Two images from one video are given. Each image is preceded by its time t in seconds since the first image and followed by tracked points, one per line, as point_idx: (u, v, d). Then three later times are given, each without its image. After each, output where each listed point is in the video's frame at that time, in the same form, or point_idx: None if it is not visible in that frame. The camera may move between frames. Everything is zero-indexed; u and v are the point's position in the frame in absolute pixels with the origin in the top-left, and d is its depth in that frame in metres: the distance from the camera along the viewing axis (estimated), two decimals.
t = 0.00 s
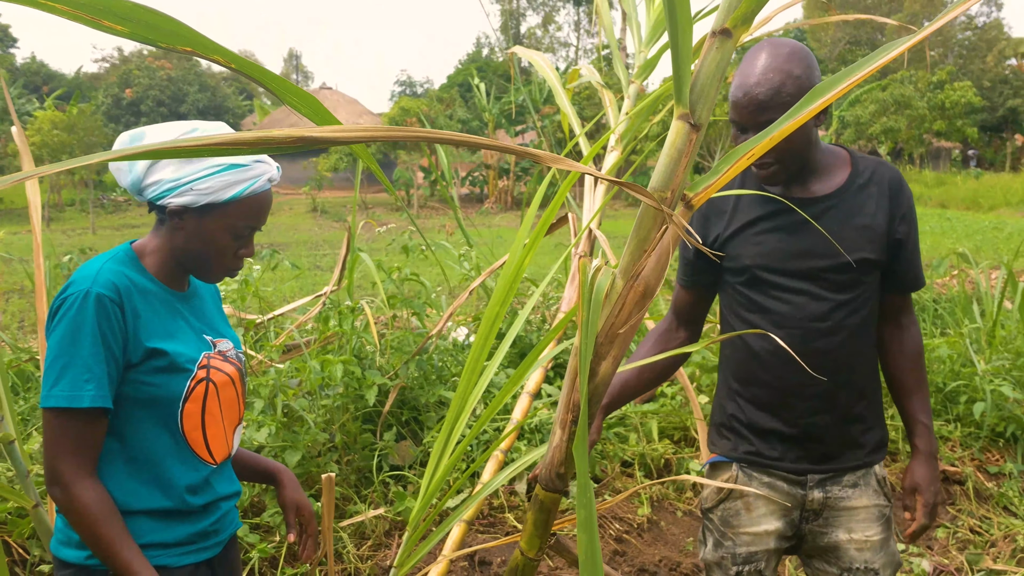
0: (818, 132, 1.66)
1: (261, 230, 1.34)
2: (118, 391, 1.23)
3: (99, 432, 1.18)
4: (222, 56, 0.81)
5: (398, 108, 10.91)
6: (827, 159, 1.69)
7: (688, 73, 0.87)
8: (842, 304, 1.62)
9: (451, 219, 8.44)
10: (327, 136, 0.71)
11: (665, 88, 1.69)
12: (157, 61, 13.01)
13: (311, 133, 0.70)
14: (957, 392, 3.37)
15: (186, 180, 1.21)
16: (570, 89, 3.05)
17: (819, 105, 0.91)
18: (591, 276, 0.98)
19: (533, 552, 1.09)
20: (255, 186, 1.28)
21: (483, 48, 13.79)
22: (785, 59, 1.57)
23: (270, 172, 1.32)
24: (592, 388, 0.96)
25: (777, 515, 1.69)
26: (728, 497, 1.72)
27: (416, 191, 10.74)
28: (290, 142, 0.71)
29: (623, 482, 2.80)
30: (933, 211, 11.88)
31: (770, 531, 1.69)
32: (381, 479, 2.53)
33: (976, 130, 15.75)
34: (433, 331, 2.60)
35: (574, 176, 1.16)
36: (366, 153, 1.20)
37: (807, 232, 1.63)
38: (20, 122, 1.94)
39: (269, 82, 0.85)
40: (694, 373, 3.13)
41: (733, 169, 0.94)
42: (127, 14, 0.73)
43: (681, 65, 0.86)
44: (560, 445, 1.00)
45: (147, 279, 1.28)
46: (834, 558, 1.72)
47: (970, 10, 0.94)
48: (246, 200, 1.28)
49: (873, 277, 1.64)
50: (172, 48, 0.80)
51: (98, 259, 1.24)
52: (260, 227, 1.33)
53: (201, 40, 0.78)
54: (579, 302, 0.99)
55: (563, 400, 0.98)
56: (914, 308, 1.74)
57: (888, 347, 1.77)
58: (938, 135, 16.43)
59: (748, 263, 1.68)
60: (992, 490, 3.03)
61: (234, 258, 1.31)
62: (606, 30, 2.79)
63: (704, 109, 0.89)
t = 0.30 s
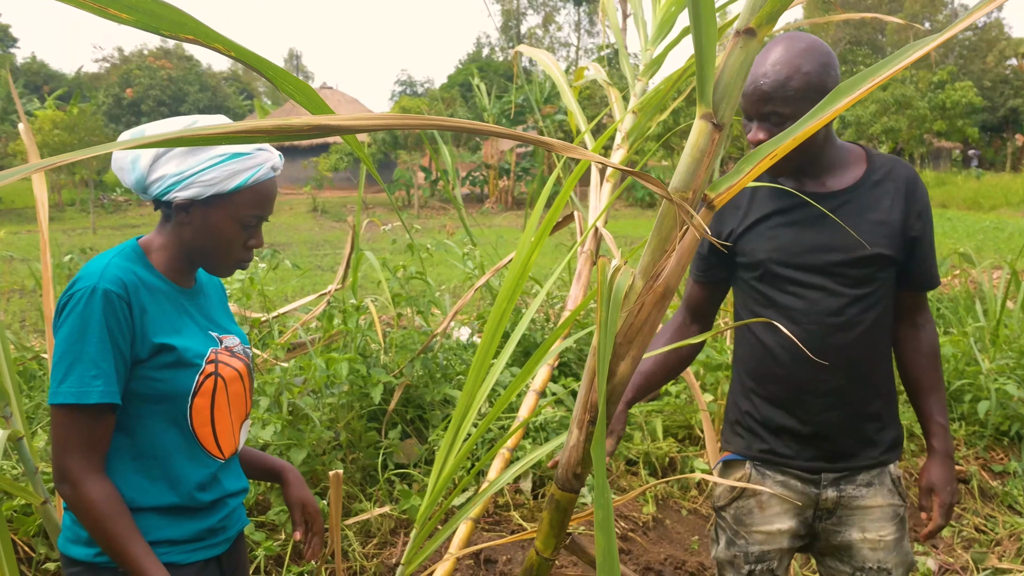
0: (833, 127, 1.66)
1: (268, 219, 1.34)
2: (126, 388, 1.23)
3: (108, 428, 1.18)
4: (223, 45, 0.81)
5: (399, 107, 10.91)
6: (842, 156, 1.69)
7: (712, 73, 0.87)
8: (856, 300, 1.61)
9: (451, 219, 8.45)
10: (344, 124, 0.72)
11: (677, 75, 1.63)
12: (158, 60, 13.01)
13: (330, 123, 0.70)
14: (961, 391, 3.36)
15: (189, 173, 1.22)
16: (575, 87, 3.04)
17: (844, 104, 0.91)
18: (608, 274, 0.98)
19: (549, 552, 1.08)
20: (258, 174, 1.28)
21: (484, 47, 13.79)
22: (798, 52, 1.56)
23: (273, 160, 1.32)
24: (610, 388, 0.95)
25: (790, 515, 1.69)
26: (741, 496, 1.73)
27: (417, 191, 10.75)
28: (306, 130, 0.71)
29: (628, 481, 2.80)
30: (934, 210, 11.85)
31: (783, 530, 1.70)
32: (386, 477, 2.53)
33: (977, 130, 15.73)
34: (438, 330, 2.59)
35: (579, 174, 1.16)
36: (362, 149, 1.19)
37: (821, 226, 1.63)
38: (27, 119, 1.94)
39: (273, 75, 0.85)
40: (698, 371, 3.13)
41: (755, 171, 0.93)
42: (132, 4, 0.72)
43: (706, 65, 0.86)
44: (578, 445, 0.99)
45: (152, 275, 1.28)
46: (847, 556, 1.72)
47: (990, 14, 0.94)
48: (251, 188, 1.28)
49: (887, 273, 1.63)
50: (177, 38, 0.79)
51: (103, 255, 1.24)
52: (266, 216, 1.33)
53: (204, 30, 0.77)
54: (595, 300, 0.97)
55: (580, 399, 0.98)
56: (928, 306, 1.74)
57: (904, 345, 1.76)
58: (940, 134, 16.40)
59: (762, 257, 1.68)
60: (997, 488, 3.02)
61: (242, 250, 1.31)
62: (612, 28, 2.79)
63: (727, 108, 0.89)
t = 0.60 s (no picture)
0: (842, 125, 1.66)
1: (266, 217, 1.34)
2: (126, 385, 1.23)
3: (108, 425, 1.18)
4: (231, 42, 0.81)
5: (399, 107, 10.91)
6: (850, 153, 1.69)
7: (722, 69, 0.87)
8: (862, 297, 1.61)
9: (451, 219, 8.46)
10: (355, 126, 0.72)
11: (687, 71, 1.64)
12: (157, 60, 13.02)
13: (343, 124, 0.71)
14: (962, 390, 3.36)
15: (187, 169, 1.22)
16: (576, 86, 3.04)
17: (853, 103, 0.91)
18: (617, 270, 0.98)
19: (555, 547, 1.08)
20: (256, 173, 1.28)
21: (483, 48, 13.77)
22: (809, 47, 1.56)
23: (272, 159, 1.31)
24: (618, 384, 0.96)
25: (795, 512, 1.70)
26: (745, 493, 1.73)
27: (416, 191, 10.75)
28: (318, 131, 0.71)
29: (630, 479, 2.80)
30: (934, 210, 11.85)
31: (788, 528, 1.70)
32: (388, 476, 2.53)
33: (977, 130, 15.74)
34: (439, 328, 2.59)
35: (579, 174, 1.16)
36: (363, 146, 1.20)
37: (828, 222, 1.63)
38: (30, 116, 1.94)
39: (279, 71, 0.85)
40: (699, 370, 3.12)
41: (765, 168, 0.93)
42: (143, 2, 0.72)
43: (717, 61, 0.85)
44: (586, 440, 1.00)
45: (151, 272, 1.28)
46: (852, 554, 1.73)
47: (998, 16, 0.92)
48: (248, 187, 1.27)
49: (894, 271, 1.63)
50: (187, 35, 0.79)
51: (101, 254, 1.24)
52: (264, 215, 1.33)
53: (213, 27, 0.77)
54: (603, 295, 0.97)
55: (588, 395, 0.99)
56: (933, 306, 1.74)
57: (909, 346, 1.76)
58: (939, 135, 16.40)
59: (768, 253, 1.68)
60: (998, 487, 3.02)
61: (238, 247, 1.31)
62: (614, 27, 2.78)
63: (738, 106, 0.89)
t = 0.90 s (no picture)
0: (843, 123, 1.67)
1: (265, 215, 1.34)
2: (129, 383, 1.24)
3: (112, 424, 1.19)
4: (244, 43, 0.82)
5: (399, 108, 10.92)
6: (850, 152, 1.70)
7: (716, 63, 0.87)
8: (863, 295, 1.62)
9: (451, 219, 8.47)
10: (360, 121, 0.73)
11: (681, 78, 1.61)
12: (157, 60, 13.03)
13: (348, 120, 0.71)
14: (962, 389, 3.37)
15: (184, 170, 1.22)
16: (576, 87, 3.05)
17: (844, 96, 0.92)
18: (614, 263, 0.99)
19: (554, 539, 1.09)
20: (254, 172, 1.28)
21: (482, 48, 13.77)
22: (820, 45, 1.57)
23: (271, 158, 1.32)
24: (615, 376, 0.96)
25: (795, 511, 1.70)
26: (746, 492, 1.73)
27: (416, 191, 10.76)
28: (323, 127, 0.71)
29: (630, 478, 2.80)
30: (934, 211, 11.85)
31: (788, 526, 1.70)
32: (388, 474, 2.53)
33: (977, 130, 15.75)
34: (440, 327, 2.59)
35: (582, 175, 1.16)
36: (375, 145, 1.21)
37: (829, 220, 1.64)
38: (31, 116, 1.94)
39: (289, 70, 0.86)
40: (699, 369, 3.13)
41: (760, 160, 0.94)
42: (156, 3, 0.73)
43: (711, 54, 0.86)
44: (583, 432, 1.00)
45: (154, 270, 1.28)
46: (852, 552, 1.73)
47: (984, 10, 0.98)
48: (246, 186, 1.28)
49: (893, 269, 1.64)
50: (199, 36, 0.80)
51: (104, 253, 1.24)
52: (263, 212, 1.34)
53: (224, 27, 0.78)
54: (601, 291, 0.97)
55: (585, 388, 0.99)
56: (932, 306, 1.74)
57: (909, 345, 1.77)
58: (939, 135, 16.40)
59: (768, 251, 1.68)
60: (997, 486, 3.03)
61: (239, 246, 1.32)
62: (613, 27, 2.79)
63: (731, 99, 0.90)
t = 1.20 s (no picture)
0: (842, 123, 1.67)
1: (267, 215, 1.34)
2: (134, 381, 1.24)
3: (117, 422, 1.19)
4: (240, 37, 0.82)
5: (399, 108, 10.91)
6: (850, 152, 1.70)
7: (711, 63, 0.88)
8: (862, 296, 1.62)
9: (452, 220, 8.48)
10: (364, 128, 0.72)
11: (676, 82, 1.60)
12: (157, 60, 13.04)
13: (353, 128, 0.71)
14: (961, 389, 3.37)
15: (185, 172, 1.22)
16: (575, 87, 3.05)
17: (842, 92, 0.92)
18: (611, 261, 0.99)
19: (552, 536, 1.09)
20: (255, 172, 1.28)
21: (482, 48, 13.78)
22: (815, 48, 1.57)
23: (272, 157, 1.31)
24: (613, 373, 0.97)
25: (794, 508, 1.71)
26: (745, 489, 1.73)
27: (416, 191, 10.77)
28: (327, 133, 0.72)
29: (630, 477, 2.80)
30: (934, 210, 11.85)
31: (787, 523, 1.71)
32: (388, 474, 2.53)
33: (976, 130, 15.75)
34: (439, 327, 2.60)
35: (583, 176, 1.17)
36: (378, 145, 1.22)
37: (829, 220, 1.64)
38: (32, 115, 1.95)
39: (287, 65, 0.86)
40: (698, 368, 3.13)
41: (755, 158, 0.94)
42: None
43: (706, 55, 0.87)
44: (580, 430, 1.00)
45: (159, 269, 1.29)
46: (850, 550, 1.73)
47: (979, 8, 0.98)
48: (247, 186, 1.28)
49: (892, 271, 1.64)
50: (197, 31, 0.80)
51: (109, 251, 1.25)
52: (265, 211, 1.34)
53: (222, 22, 0.78)
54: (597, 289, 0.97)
55: (582, 386, 0.99)
56: (929, 308, 1.75)
57: (907, 347, 1.77)
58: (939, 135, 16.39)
59: (768, 249, 1.68)
60: (996, 486, 3.03)
61: (242, 245, 1.32)
62: (613, 28, 2.80)
63: (725, 98, 0.90)
